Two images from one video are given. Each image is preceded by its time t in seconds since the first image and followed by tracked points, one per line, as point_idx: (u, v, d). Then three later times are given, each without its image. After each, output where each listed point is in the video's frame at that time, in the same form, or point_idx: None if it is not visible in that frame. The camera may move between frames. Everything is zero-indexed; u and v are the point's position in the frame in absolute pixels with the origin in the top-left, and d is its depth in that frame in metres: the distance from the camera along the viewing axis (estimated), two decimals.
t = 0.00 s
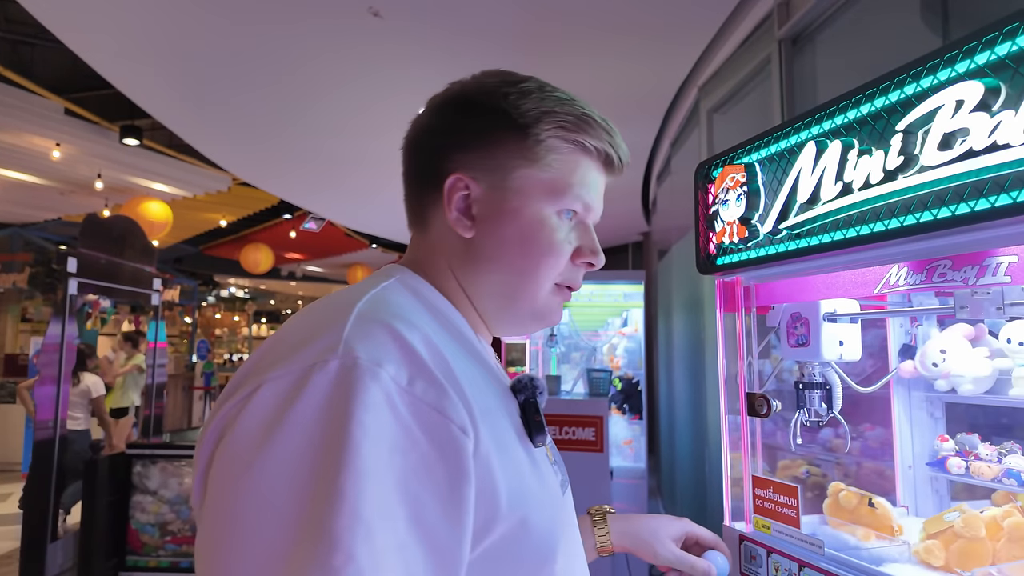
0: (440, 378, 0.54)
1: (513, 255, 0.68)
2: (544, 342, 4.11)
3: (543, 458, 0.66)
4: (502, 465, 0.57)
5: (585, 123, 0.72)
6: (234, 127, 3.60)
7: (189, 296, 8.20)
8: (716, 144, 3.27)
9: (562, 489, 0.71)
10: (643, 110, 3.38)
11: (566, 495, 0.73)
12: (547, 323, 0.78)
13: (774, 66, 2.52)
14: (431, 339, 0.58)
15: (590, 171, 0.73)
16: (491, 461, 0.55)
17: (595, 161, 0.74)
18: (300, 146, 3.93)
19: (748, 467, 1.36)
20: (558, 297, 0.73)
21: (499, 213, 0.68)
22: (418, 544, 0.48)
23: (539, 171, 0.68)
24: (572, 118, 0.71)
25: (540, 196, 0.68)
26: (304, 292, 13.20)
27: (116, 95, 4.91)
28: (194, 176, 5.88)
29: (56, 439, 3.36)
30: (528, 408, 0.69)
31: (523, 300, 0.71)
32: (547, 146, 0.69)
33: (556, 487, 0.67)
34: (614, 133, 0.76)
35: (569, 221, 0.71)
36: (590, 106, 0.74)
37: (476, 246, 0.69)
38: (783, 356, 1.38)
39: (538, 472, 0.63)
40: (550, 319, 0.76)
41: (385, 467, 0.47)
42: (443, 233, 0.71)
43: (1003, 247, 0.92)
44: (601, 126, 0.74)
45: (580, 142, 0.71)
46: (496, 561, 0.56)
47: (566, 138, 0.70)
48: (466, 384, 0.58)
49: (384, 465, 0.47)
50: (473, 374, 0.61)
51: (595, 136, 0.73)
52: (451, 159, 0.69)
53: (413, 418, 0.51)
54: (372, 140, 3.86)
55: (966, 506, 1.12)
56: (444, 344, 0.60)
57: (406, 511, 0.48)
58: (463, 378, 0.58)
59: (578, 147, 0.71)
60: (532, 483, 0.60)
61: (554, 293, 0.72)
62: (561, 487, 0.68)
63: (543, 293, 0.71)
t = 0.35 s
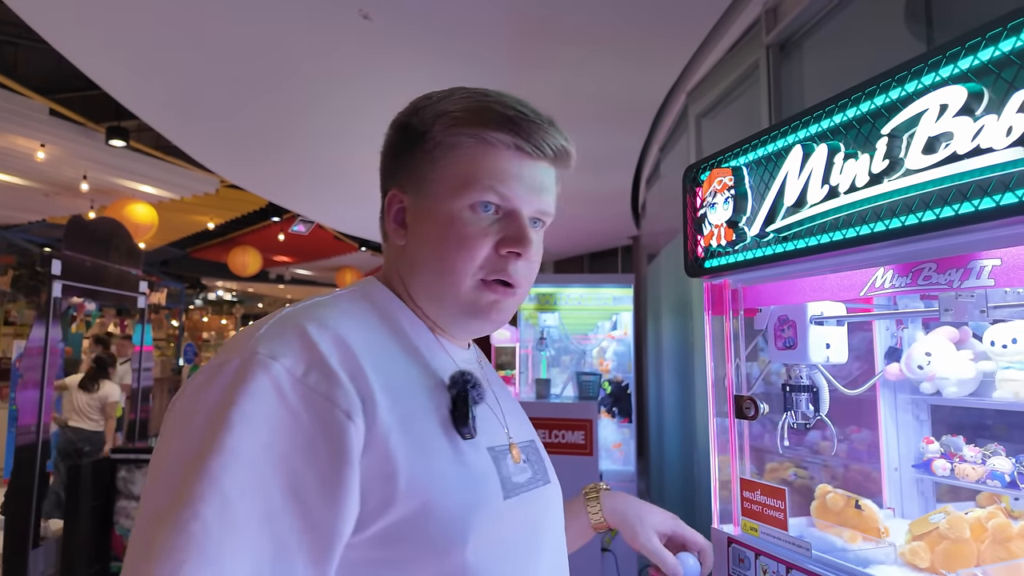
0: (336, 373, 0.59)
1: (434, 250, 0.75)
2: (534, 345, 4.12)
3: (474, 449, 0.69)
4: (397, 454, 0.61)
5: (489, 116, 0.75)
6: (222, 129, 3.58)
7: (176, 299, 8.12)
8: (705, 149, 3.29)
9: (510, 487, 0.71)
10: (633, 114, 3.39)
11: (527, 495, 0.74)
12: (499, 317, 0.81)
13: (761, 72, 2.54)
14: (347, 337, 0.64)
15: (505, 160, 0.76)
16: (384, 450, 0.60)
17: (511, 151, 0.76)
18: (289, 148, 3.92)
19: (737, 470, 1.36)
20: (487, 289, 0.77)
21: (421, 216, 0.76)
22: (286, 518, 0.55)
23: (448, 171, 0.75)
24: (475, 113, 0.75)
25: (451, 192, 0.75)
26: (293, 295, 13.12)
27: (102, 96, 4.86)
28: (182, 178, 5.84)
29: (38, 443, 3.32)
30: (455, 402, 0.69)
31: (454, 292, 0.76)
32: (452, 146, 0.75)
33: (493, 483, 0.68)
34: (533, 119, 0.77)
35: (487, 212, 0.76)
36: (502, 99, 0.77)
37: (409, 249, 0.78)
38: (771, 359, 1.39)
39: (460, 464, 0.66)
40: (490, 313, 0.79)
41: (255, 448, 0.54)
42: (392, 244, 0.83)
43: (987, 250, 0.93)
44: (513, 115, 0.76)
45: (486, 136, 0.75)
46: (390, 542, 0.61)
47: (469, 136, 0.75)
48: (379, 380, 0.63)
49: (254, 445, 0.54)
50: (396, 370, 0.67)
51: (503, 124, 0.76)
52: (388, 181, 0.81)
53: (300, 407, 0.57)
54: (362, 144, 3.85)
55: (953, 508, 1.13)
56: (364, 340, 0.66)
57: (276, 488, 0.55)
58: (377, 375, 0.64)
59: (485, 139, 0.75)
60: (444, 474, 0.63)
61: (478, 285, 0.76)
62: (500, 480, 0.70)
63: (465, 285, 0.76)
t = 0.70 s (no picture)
0: (285, 371, 0.69)
1: (409, 268, 0.82)
2: (526, 349, 4.12)
3: (419, 451, 0.74)
4: (324, 446, 0.69)
5: (451, 143, 0.80)
6: (213, 131, 3.57)
7: (165, 302, 8.04)
8: (695, 154, 3.31)
9: (452, 492, 0.74)
10: (625, 118, 3.40)
11: (479, 503, 0.76)
12: (479, 333, 0.84)
13: (752, 77, 2.55)
14: (310, 341, 0.73)
15: (469, 182, 0.80)
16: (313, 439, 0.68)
17: (473, 173, 0.80)
18: (280, 151, 3.90)
19: (730, 473, 1.37)
20: (456, 302, 0.80)
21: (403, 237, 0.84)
22: (216, 486, 0.64)
23: (421, 196, 0.82)
24: (438, 140, 0.81)
25: (420, 215, 0.81)
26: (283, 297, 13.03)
27: (90, 97, 4.82)
28: (172, 180, 5.80)
29: (24, 448, 3.29)
30: (403, 406, 0.75)
31: (425, 306, 0.81)
32: (421, 174, 0.82)
33: (432, 485, 0.73)
34: (491, 141, 0.80)
35: (453, 230, 0.81)
36: (467, 126, 0.82)
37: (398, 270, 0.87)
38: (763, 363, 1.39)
39: (394, 462, 0.71)
40: (465, 329, 0.82)
41: (200, 424, 0.64)
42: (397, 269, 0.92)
43: (977, 256, 0.93)
44: (474, 140, 0.80)
45: (448, 161, 0.80)
46: (315, 522, 0.68)
47: (432, 162, 0.81)
48: (328, 382, 0.72)
49: (199, 421, 0.64)
50: (353, 373, 0.75)
51: (463, 150, 0.80)
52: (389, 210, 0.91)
53: (247, 394, 0.67)
54: (353, 147, 3.84)
55: (943, 512, 1.14)
56: (328, 344, 0.75)
57: (212, 461, 0.64)
58: (329, 377, 0.72)
59: (447, 163, 0.80)
60: (372, 468, 0.70)
61: (446, 298, 0.80)
62: (444, 483, 0.74)
63: (434, 298, 0.80)
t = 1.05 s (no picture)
0: (259, 368, 0.73)
1: (397, 273, 0.83)
2: (523, 351, 4.13)
3: (387, 438, 0.75)
4: (294, 433, 0.72)
5: (432, 154, 0.81)
6: (209, 133, 3.56)
7: (160, 305, 8.00)
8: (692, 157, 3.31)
9: (420, 478, 0.75)
10: (622, 121, 3.41)
11: (449, 490, 0.77)
12: (462, 332, 0.85)
13: (749, 80, 2.56)
14: (287, 341, 0.77)
15: (452, 191, 0.81)
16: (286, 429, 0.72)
17: (456, 183, 0.81)
18: (277, 153, 3.89)
19: (730, 475, 1.37)
20: (442, 304, 0.82)
21: (390, 244, 0.85)
22: (198, 474, 0.69)
23: (405, 205, 0.83)
24: (420, 152, 0.81)
25: (406, 224, 0.82)
26: (279, 300, 12.98)
27: (86, 99, 4.80)
28: (167, 182, 5.78)
29: (19, 451, 3.25)
30: (370, 396, 0.77)
31: (412, 308, 0.82)
32: (406, 185, 0.82)
33: (398, 469, 0.74)
34: (473, 153, 0.82)
35: (438, 237, 0.82)
36: (448, 137, 0.82)
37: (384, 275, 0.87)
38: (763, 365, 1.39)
39: (362, 449, 0.73)
40: (452, 328, 0.83)
41: (186, 419, 0.70)
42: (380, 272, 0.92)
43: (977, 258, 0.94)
44: (454, 151, 0.81)
45: (431, 172, 0.81)
46: (291, 505, 0.71)
47: (416, 173, 0.81)
48: (301, 375, 0.75)
49: (184, 417, 0.70)
50: (327, 367, 0.78)
51: (445, 161, 0.81)
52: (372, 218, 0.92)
53: (224, 389, 0.72)
54: (350, 149, 3.84)
55: (941, 513, 1.15)
56: (305, 344, 0.79)
57: (195, 450, 0.69)
58: (303, 371, 0.76)
59: (430, 174, 0.81)
60: (340, 454, 0.72)
61: (433, 301, 0.82)
62: (412, 469, 0.75)
63: (421, 301, 0.82)
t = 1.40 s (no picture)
0: (188, 373, 0.75)
1: (397, 294, 0.85)
2: (522, 353, 4.13)
3: (317, 433, 0.78)
4: (222, 433, 0.74)
5: (437, 185, 0.86)
6: (207, 135, 3.55)
7: (158, 306, 7.98)
8: (690, 160, 3.32)
9: (352, 468, 0.77)
10: (620, 123, 3.41)
11: (381, 479, 0.79)
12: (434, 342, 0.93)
13: (746, 83, 2.57)
14: (217, 348, 0.79)
15: (451, 220, 0.88)
16: (215, 429, 0.74)
17: (459, 215, 0.89)
18: (274, 154, 3.89)
19: (730, 477, 1.36)
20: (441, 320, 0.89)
21: (385, 263, 0.84)
22: (131, 477, 0.71)
23: (415, 228, 0.85)
24: (426, 181, 0.85)
25: (410, 248, 0.85)
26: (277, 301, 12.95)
27: (84, 100, 4.79)
28: (165, 183, 5.77)
29: (16, 453, 3.27)
30: (300, 393, 0.80)
31: (415, 324, 0.87)
32: (413, 211, 0.85)
33: (330, 460, 0.76)
34: (468, 186, 0.89)
35: (443, 261, 0.88)
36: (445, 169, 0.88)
37: (365, 291, 0.86)
38: (762, 367, 1.39)
39: (290, 444, 0.75)
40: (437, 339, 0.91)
41: (118, 427, 0.72)
42: (343, 283, 0.87)
43: (977, 259, 0.94)
44: (462, 188, 0.88)
45: (442, 205, 0.86)
46: (224, 500, 0.73)
47: (431, 204, 0.86)
48: (229, 377, 0.77)
49: (115, 424, 0.72)
50: (256, 369, 0.80)
51: (450, 193, 0.87)
52: (343, 230, 0.86)
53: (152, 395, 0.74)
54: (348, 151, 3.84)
55: (941, 514, 1.15)
56: (235, 349, 0.81)
57: (127, 455, 0.72)
58: (230, 374, 0.78)
59: (436, 204, 0.86)
60: (268, 450, 0.74)
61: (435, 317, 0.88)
62: (343, 460, 0.77)
63: (427, 318, 0.87)
